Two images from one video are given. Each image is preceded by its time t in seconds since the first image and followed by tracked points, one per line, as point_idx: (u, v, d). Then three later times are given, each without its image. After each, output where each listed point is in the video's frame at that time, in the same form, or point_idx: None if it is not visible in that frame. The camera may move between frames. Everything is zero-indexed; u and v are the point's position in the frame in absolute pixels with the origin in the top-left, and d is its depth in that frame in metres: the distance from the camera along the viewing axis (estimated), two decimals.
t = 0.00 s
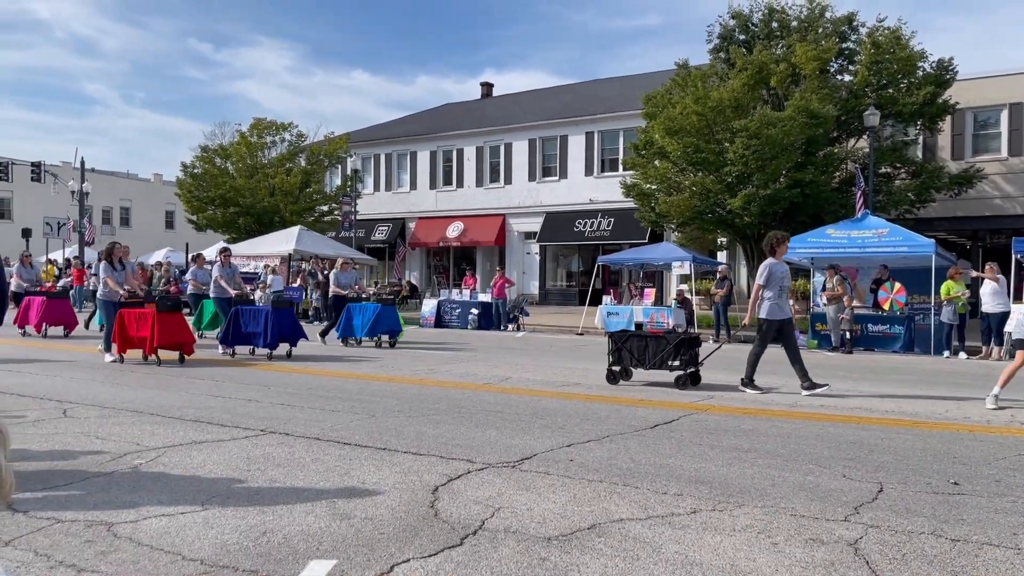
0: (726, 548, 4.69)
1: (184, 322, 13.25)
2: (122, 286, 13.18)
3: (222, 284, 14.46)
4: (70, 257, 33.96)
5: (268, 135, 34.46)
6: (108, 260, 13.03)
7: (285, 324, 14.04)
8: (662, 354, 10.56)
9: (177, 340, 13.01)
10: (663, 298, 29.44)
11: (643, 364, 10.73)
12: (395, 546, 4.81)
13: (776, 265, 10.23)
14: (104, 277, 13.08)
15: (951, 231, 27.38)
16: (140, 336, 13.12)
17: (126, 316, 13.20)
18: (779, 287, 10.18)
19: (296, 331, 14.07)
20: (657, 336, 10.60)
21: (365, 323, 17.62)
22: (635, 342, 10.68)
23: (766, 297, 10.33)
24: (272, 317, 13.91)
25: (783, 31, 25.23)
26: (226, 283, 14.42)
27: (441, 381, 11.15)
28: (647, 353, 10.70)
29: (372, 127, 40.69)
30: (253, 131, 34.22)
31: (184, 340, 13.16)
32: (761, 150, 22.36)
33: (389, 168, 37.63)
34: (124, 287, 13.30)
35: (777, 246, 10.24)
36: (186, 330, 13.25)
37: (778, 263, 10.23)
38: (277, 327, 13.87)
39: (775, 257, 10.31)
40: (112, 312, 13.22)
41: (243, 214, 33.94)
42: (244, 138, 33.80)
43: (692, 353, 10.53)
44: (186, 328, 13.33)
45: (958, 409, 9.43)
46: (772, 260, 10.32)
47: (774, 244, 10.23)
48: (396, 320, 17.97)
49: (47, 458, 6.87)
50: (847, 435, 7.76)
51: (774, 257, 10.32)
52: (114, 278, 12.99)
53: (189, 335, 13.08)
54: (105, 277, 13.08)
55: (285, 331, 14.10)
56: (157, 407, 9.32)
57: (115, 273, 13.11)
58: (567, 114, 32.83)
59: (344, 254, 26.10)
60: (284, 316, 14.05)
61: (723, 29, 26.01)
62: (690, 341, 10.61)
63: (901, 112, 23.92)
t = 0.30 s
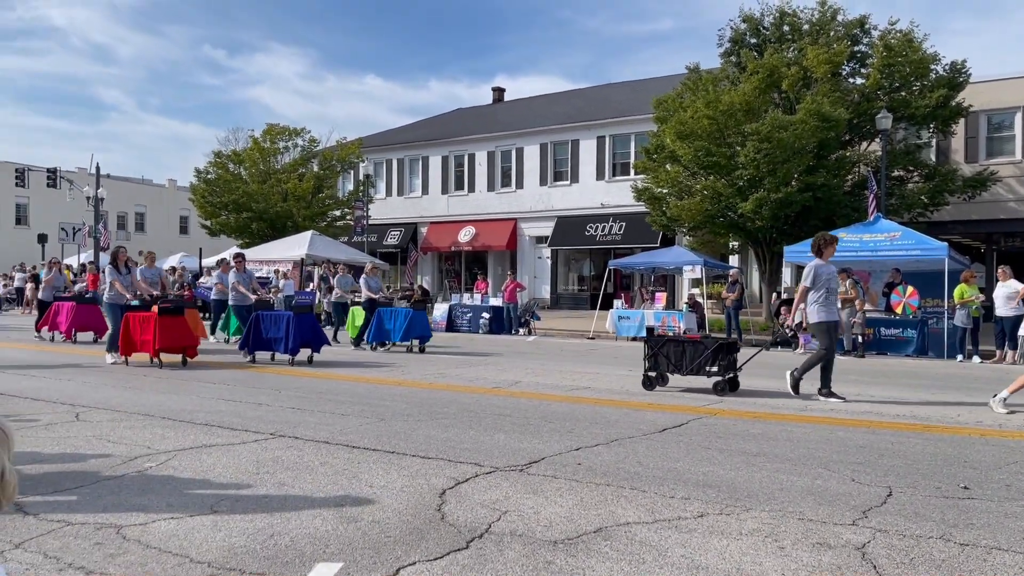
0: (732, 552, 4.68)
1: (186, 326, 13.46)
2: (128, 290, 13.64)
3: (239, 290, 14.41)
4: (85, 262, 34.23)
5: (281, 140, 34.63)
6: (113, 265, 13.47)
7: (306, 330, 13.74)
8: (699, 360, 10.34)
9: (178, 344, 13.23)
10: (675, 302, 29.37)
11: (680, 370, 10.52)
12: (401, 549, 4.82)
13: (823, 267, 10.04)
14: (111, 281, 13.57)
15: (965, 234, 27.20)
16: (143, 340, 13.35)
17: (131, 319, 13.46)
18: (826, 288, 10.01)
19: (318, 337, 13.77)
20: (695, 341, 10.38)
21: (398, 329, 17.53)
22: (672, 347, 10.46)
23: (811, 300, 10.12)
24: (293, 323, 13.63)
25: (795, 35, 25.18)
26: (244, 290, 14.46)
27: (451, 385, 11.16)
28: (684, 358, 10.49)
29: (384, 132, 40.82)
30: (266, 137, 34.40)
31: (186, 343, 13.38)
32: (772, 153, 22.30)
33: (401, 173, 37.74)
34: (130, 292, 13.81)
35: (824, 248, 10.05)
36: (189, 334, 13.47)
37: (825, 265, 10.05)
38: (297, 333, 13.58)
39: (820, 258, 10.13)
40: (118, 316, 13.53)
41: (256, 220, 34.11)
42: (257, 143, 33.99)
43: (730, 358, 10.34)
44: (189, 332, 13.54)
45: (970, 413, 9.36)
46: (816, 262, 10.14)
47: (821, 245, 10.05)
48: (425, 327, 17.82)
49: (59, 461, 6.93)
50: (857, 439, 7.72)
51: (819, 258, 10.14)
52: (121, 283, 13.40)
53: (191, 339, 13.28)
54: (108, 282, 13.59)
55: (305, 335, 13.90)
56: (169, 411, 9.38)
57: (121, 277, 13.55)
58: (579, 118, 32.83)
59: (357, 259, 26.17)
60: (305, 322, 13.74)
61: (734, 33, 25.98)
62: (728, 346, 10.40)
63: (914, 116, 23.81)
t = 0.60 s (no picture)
0: (724, 555, 4.67)
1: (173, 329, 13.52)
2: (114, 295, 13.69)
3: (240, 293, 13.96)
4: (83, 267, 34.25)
5: (279, 145, 34.65)
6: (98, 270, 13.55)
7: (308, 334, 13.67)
8: (725, 364, 10.20)
9: (165, 348, 13.33)
10: (674, 305, 29.38)
11: (705, 375, 10.38)
12: (392, 553, 4.81)
13: (851, 272, 9.87)
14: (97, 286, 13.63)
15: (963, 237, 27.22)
16: (133, 342, 13.55)
17: (119, 323, 13.55)
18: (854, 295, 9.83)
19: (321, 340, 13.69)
20: (720, 345, 10.26)
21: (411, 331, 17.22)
22: (697, 351, 10.35)
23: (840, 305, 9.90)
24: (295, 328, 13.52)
25: (792, 38, 25.21)
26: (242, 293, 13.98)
27: (447, 389, 11.16)
28: (709, 363, 10.34)
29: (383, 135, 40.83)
30: (264, 141, 34.42)
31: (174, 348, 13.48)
32: (769, 156, 22.31)
33: (399, 177, 37.75)
34: (117, 295, 14.18)
35: (852, 252, 9.88)
36: (177, 339, 13.56)
37: (853, 270, 9.88)
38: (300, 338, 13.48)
39: (847, 263, 9.96)
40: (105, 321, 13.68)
41: (254, 224, 34.12)
42: (255, 148, 34.02)
43: (756, 363, 10.15)
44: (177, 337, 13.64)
45: (967, 416, 9.35)
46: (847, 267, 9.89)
47: (852, 250, 9.85)
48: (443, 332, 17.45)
49: (53, 467, 6.93)
50: (852, 441, 7.71)
51: (847, 263, 9.97)
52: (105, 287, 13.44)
53: (178, 343, 13.37)
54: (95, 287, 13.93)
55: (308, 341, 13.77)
56: (164, 415, 9.37)
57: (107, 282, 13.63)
58: (577, 122, 32.85)
59: (355, 263, 26.15)
60: (307, 326, 13.65)
61: (731, 36, 26.00)
62: (755, 350, 10.24)
63: (911, 118, 23.83)
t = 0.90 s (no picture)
0: (707, 555, 4.67)
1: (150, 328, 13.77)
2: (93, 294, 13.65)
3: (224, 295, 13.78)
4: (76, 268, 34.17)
5: (272, 146, 34.60)
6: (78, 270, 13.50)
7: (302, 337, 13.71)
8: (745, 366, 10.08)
9: (143, 345, 13.52)
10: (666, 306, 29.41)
11: (724, 377, 10.23)
12: (375, 553, 4.80)
13: (876, 270, 9.54)
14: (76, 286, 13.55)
15: (955, 239, 27.28)
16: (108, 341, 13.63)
17: (94, 323, 13.60)
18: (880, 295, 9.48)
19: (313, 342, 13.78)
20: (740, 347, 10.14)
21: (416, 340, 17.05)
22: (716, 353, 10.22)
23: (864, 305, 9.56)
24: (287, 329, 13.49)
25: (785, 40, 25.26)
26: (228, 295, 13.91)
27: (437, 390, 11.13)
28: (728, 366, 10.22)
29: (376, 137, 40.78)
30: (257, 142, 34.38)
31: (151, 345, 13.71)
32: (762, 158, 22.35)
33: (393, 178, 37.73)
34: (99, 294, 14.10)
35: (876, 251, 9.59)
36: (152, 336, 13.79)
37: (879, 269, 9.53)
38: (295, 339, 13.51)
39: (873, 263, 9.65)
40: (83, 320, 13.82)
41: (247, 225, 34.04)
42: (248, 149, 33.98)
43: (777, 366, 10.04)
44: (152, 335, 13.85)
45: (956, 417, 9.37)
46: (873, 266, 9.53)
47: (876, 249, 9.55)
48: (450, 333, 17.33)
49: (37, 468, 6.91)
50: (840, 442, 7.72)
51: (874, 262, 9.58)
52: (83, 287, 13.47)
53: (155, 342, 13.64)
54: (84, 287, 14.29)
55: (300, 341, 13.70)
56: (151, 416, 9.34)
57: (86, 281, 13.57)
58: (570, 123, 32.88)
59: (348, 263, 26.12)
60: (298, 328, 13.69)
61: (724, 38, 26.03)
62: (775, 355, 10.14)
63: (903, 120, 23.88)
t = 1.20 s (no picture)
0: (704, 558, 4.63)
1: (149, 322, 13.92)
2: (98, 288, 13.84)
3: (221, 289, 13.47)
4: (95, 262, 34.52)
5: (290, 143, 34.78)
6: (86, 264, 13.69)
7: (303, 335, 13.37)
8: (788, 372, 9.79)
9: (141, 339, 13.70)
10: (681, 307, 29.27)
11: (766, 383, 9.97)
12: (371, 549, 4.79)
13: (926, 276, 9.27)
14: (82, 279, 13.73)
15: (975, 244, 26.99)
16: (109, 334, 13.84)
17: (95, 316, 13.81)
18: (928, 302, 9.21)
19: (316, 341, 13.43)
20: (783, 352, 9.85)
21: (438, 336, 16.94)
22: (758, 358, 9.93)
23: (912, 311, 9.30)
24: (287, 327, 13.19)
25: (804, 41, 25.09)
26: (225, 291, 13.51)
27: (445, 388, 11.11)
28: (771, 371, 9.94)
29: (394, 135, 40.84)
30: (275, 139, 34.58)
31: (149, 339, 13.85)
32: (779, 159, 22.16)
33: (409, 176, 37.79)
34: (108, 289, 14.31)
35: (928, 256, 9.31)
36: (152, 329, 13.92)
37: (929, 275, 9.29)
38: (293, 338, 13.17)
39: (923, 269, 9.38)
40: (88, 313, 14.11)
41: (264, 221, 34.20)
42: (266, 146, 34.15)
43: (821, 372, 9.74)
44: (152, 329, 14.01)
45: (968, 423, 9.25)
46: (922, 271, 9.30)
47: (925, 253, 9.29)
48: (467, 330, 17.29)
49: (45, 459, 6.96)
50: (847, 446, 7.64)
51: (924, 268, 9.32)
52: (89, 281, 13.71)
53: (153, 336, 13.81)
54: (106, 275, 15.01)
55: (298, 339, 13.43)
56: (160, 410, 9.39)
57: (93, 275, 13.76)
58: (587, 123, 32.80)
59: (363, 260, 26.16)
60: (301, 326, 13.36)
61: (742, 39, 25.88)
62: (819, 360, 9.85)
63: (924, 123, 23.62)
